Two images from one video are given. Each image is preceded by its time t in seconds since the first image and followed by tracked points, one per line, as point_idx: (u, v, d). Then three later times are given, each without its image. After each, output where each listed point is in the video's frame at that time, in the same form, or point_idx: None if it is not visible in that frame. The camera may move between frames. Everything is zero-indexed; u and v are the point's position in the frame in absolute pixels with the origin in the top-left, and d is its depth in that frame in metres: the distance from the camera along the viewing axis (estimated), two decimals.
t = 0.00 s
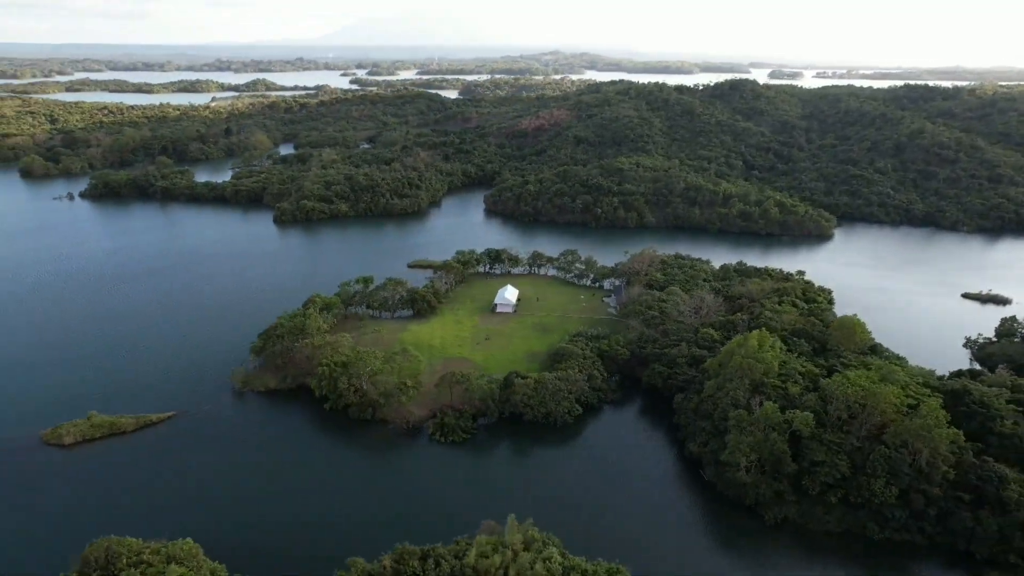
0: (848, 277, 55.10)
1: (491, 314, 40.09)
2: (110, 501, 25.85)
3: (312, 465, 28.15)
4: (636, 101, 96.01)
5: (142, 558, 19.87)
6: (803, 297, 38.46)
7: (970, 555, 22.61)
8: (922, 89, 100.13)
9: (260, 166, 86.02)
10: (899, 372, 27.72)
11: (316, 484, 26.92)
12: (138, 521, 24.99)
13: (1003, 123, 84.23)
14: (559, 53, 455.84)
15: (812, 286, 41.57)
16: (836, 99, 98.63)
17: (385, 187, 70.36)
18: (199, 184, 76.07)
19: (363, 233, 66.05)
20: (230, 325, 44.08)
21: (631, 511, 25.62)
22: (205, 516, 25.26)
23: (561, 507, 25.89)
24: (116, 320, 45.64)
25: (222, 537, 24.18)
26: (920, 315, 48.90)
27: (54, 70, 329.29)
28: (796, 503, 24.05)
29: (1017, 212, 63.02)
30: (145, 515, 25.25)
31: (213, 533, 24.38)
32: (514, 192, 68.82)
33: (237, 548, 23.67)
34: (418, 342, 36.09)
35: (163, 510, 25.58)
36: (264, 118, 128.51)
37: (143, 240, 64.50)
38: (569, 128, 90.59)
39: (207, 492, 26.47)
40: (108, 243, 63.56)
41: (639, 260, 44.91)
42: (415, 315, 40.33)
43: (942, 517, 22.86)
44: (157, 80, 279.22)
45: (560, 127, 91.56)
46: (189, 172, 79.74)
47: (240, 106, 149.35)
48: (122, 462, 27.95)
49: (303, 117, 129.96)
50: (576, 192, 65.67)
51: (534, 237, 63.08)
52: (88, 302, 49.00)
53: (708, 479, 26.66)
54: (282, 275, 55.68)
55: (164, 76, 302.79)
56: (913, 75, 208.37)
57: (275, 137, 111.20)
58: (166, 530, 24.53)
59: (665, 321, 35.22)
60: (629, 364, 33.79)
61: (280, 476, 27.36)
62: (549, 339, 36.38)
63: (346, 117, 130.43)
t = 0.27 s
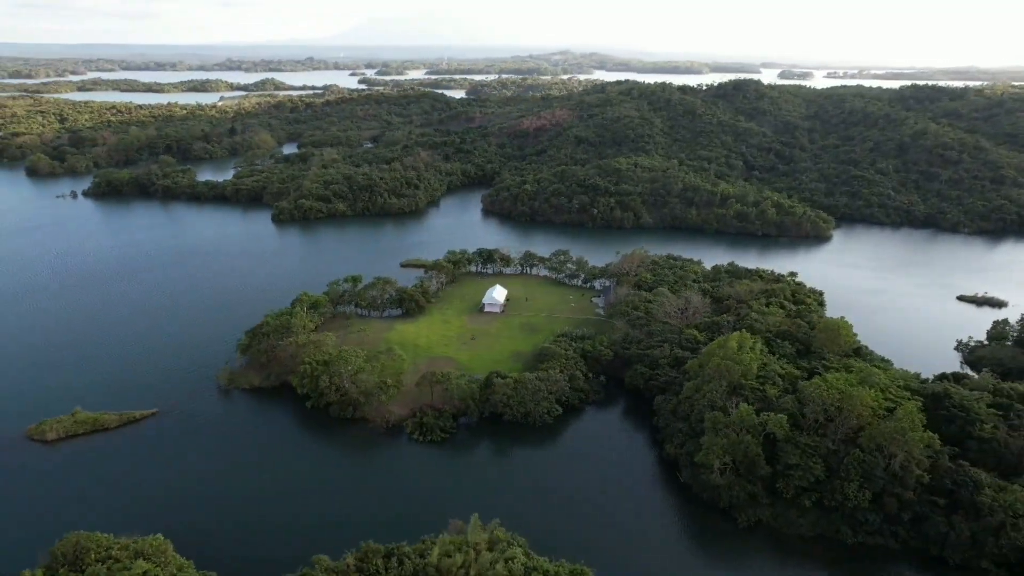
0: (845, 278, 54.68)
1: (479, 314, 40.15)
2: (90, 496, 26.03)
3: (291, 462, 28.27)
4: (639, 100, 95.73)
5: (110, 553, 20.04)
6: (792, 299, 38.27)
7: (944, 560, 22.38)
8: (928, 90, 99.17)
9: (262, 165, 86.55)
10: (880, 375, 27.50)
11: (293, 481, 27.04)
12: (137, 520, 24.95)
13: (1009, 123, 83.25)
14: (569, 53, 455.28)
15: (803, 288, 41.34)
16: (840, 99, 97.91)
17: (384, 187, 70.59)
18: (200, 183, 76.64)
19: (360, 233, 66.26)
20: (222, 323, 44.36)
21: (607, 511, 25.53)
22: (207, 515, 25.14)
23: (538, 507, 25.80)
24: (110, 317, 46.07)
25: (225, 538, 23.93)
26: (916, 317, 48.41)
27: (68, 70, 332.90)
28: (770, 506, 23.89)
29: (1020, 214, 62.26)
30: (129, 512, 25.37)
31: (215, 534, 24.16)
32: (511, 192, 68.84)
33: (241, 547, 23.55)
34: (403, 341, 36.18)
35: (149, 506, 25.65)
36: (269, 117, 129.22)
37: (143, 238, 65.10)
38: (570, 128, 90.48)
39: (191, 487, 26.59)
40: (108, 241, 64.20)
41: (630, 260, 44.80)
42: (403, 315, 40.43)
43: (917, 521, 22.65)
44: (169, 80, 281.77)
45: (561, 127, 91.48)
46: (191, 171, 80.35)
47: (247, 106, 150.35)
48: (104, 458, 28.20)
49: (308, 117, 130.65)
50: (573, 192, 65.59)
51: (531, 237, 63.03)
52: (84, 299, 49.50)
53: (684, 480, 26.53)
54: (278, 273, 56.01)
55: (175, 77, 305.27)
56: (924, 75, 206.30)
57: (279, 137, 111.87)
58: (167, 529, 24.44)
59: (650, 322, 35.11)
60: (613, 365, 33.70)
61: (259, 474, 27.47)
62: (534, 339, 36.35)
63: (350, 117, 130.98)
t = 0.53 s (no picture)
0: (844, 281, 54.17)
1: (468, 314, 40.21)
2: (72, 492, 26.25)
3: (273, 459, 28.47)
4: (643, 101, 95.37)
5: (81, 548, 20.24)
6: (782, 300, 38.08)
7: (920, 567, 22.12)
8: (938, 90, 97.97)
9: (266, 164, 87.14)
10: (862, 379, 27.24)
11: (273, 479, 27.21)
12: (136, 519, 25.05)
13: (1019, 124, 82.05)
14: (581, 53, 454.37)
15: (796, 290, 41.07)
16: (847, 99, 96.98)
17: (384, 186, 70.86)
18: (204, 182, 77.29)
19: (360, 232, 66.58)
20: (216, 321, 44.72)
21: (583, 512, 25.44)
22: (206, 516, 25.13)
23: (515, 508, 25.71)
24: (108, 313, 46.63)
25: (225, 538, 24.03)
26: (914, 319, 47.85)
27: (86, 70, 336.86)
28: (745, 509, 23.68)
29: None
30: (124, 512, 25.47)
31: (216, 534, 24.24)
32: (511, 192, 68.86)
33: (240, 546, 23.63)
34: (391, 341, 36.30)
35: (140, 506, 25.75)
36: (276, 117, 130.07)
37: (145, 236, 65.80)
38: (573, 128, 90.33)
39: (180, 487, 26.74)
40: (111, 239, 64.95)
41: (622, 261, 44.68)
42: (394, 314, 40.55)
43: (893, 527, 22.38)
44: (182, 79, 284.32)
45: (564, 127, 91.34)
46: (195, 169, 81.06)
47: (256, 105, 151.48)
48: (89, 453, 28.51)
49: (315, 116, 131.42)
50: (572, 192, 65.47)
51: (530, 237, 62.99)
52: (83, 296, 50.10)
53: (662, 482, 26.39)
54: (276, 272, 56.44)
55: (189, 76, 307.39)
56: (939, 76, 203.68)
57: (285, 136, 112.64)
58: (169, 529, 24.49)
59: (638, 323, 34.98)
60: (598, 366, 33.61)
61: (240, 471, 27.66)
62: (521, 339, 36.33)
63: (357, 116, 131.58)
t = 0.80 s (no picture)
0: (846, 283, 53.56)
1: (461, 314, 40.29)
2: (58, 485, 26.61)
3: (257, 456, 28.69)
4: (650, 101, 94.94)
5: (58, 540, 20.60)
6: (776, 303, 37.75)
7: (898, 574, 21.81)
8: (952, 91, 96.44)
9: (273, 163, 87.91)
10: (848, 383, 26.94)
11: (257, 475, 27.42)
12: (134, 519, 25.01)
13: None
14: (595, 53, 453.10)
15: (791, 293, 40.71)
16: (858, 100, 95.80)
17: (387, 186, 71.18)
18: (211, 181, 78.13)
19: (362, 231, 66.90)
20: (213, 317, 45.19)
21: (562, 514, 25.35)
22: (206, 516, 25.12)
23: (496, 509, 25.67)
24: (109, 310, 47.34)
25: (224, 538, 24.02)
26: (916, 323, 47.15)
27: (106, 70, 342.58)
28: (723, 514, 23.49)
29: None
30: (124, 512, 25.46)
31: (216, 534, 24.22)
32: (513, 192, 68.90)
33: (240, 547, 23.61)
34: (381, 339, 36.44)
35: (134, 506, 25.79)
36: (287, 117, 131.13)
37: (151, 234, 66.67)
38: (579, 128, 90.12)
39: (180, 487, 26.80)
40: (118, 236, 65.88)
41: (617, 263, 44.56)
42: (387, 313, 40.71)
43: (871, 533, 22.11)
44: (199, 79, 287.49)
45: (570, 128, 91.17)
46: (203, 168, 81.98)
47: (268, 105, 152.89)
48: (78, 447, 28.89)
49: (326, 116, 132.37)
50: (574, 192, 65.35)
51: (530, 237, 62.96)
52: (86, 293, 50.86)
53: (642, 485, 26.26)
54: (277, 270, 56.93)
55: (207, 76, 310.69)
56: (957, 76, 201.02)
57: (294, 136, 113.53)
58: (168, 528, 24.45)
59: (627, 324, 34.84)
60: (585, 367, 33.52)
61: (224, 467, 27.90)
62: (511, 339, 36.33)
63: (367, 116, 132.32)
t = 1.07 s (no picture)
0: (850, 287, 52.86)
1: (456, 313, 40.37)
2: (48, 477, 27.04)
3: (244, 451, 29.02)
4: (659, 101, 94.37)
5: (38, 531, 21.01)
6: (771, 306, 37.32)
7: None
8: (969, 92, 94.64)
9: (283, 162, 88.74)
10: (834, 387, 26.62)
11: (243, 471, 27.73)
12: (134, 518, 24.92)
13: None
14: (613, 53, 451.31)
15: (788, 296, 40.27)
16: (872, 101, 94.41)
17: (393, 185, 71.52)
18: (220, 179, 79.06)
19: (367, 230, 67.24)
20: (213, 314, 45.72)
21: (541, 515, 25.32)
22: (206, 516, 25.03)
23: (478, 511, 25.66)
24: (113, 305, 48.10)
25: (223, 539, 23.91)
26: (919, 328, 46.35)
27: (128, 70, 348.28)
28: (702, 518, 23.28)
29: None
30: (123, 513, 25.32)
31: (215, 535, 24.11)
32: (517, 192, 68.90)
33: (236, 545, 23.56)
34: (374, 338, 36.66)
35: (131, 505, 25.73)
36: (300, 117, 132.24)
37: (160, 231, 67.62)
38: (587, 128, 89.86)
39: (173, 484, 26.87)
40: (128, 232, 66.93)
41: (614, 264, 44.44)
42: (383, 311, 40.90)
43: (850, 540, 21.79)
44: (219, 79, 290.95)
45: (578, 128, 90.93)
46: (213, 167, 82.99)
47: (283, 104, 154.33)
48: (71, 441, 29.33)
49: (339, 116, 133.38)
50: (578, 193, 65.19)
51: (533, 238, 62.86)
52: (93, 288, 51.68)
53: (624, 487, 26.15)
54: (280, 268, 57.49)
55: (226, 76, 314.12)
56: (981, 77, 197.29)
57: (306, 135, 114.53)
58: (166, 528, 24.29)
59: (618, 325, 34.70)
60: (574, 368, 33.47)
61: (211, 463, 28.21)
62: (503, 339, 36.34)
63: (379, 116, 133.08)
